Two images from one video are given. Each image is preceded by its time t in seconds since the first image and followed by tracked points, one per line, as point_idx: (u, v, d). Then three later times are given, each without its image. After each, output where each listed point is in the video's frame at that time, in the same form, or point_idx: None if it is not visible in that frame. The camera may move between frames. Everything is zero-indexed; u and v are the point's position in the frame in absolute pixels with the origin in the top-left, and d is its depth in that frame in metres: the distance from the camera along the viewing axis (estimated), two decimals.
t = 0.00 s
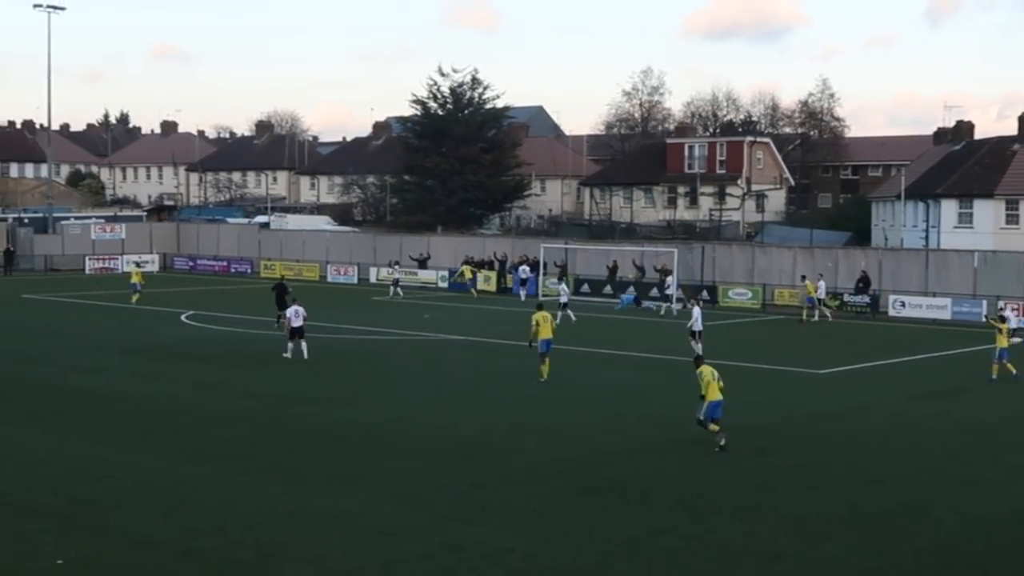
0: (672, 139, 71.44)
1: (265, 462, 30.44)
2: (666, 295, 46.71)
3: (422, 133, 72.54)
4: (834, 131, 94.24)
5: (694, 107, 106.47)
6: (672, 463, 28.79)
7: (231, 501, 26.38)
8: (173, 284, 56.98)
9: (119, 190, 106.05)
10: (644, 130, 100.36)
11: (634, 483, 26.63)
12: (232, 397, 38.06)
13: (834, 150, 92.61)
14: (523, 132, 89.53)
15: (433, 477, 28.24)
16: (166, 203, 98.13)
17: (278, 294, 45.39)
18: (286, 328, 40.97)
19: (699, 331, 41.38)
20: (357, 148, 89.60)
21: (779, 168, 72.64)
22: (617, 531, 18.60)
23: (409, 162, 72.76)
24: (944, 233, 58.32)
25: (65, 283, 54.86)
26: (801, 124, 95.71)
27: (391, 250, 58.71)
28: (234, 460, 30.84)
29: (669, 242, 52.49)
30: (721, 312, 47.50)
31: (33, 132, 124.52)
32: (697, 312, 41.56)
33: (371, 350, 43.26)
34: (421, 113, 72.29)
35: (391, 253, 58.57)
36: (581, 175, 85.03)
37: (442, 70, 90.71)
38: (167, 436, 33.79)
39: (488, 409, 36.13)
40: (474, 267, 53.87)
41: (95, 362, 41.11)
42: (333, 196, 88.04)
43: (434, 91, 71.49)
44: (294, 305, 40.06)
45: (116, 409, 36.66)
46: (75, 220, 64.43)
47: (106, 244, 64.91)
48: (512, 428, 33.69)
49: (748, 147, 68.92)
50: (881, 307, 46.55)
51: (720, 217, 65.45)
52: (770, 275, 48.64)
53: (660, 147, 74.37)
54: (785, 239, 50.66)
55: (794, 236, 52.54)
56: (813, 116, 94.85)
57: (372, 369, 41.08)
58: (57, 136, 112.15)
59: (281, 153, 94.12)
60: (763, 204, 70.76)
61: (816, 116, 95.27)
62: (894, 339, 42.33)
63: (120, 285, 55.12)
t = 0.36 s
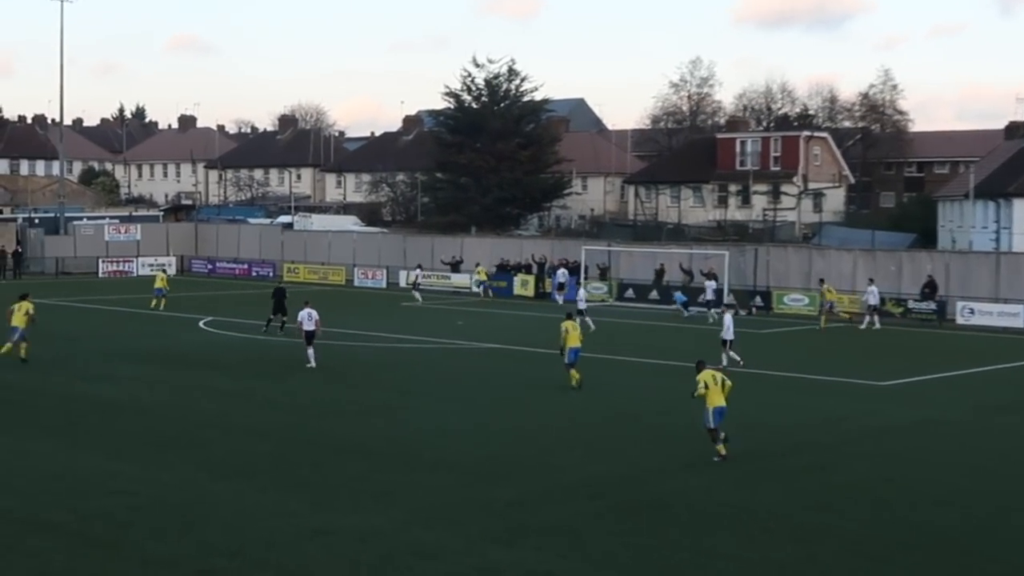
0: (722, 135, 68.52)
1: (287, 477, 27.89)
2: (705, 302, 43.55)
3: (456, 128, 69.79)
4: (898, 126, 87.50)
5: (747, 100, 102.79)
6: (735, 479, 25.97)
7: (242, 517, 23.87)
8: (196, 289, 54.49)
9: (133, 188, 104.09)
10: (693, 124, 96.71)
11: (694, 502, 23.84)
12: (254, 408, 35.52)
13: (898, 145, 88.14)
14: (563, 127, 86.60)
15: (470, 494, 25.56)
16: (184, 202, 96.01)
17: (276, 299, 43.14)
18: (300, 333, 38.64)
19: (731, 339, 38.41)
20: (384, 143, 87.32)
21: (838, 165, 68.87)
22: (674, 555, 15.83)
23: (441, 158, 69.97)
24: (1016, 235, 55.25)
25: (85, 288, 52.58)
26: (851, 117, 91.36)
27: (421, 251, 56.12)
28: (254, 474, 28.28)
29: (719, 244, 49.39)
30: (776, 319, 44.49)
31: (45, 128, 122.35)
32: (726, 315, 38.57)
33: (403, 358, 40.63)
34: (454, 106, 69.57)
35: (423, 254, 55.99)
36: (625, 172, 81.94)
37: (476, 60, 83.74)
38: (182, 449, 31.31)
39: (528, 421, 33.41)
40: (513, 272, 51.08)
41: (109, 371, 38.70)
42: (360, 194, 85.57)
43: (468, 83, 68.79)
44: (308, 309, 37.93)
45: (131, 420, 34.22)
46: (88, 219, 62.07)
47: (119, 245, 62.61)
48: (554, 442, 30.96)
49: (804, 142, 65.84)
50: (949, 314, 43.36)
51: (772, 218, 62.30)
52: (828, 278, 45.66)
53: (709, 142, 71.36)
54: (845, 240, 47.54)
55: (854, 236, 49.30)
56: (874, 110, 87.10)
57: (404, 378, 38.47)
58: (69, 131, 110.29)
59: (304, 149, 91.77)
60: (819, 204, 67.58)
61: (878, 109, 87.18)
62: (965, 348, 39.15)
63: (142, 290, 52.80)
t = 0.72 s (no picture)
0: (774, 125, 65.44)
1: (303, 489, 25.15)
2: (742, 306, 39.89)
3: (485, 116, 66.69)
4: (965, 114, 83.75)
5: (800, 85, 98.87)
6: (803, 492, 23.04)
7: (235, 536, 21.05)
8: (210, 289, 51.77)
9: (137, 180, 100.78)
10: (741, 112, 92.58)
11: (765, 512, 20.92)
12: (269, 418, 32.76)
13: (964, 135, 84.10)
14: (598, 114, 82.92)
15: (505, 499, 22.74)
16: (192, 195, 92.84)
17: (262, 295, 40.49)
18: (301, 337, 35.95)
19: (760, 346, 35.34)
20: (406, 133, 84.38)
21: (899, 156, 65.83)
22: None
23: (467, 148, 66.67)
24: None
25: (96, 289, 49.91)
26: (915, 105, 87.48)
27: (447, 253, 53.30)
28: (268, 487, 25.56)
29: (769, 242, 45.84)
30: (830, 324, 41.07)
31: (43, 115, 118.54)
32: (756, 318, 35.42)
33: (429, 363, 37.75)
34: (482, 93, 66.54)
35: (449, 255, 53.13)
36: (666, 165, 78.86)
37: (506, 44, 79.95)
38: (189, 461, 28.61)
39: (564, 434, 30.49)
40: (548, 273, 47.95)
41: (113, 377, 36.01)
42: (381, 187, 82.46)
43: (497, 68, 65.95)
44: (311, 310, 35.46)
45: (133, 431, 31.51)
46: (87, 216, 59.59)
47: (122, 243, 59.93)
48: (595, 457, 28.02)
49: (862, 132, 62.60)
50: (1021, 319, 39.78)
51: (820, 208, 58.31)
52: (889, 280, 42.10)
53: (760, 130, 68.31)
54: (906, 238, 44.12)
55: (916, 236, 45.62)
56: (939, 96, 84.26)
57: (430, 387, 35.58)
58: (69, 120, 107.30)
59: (320, 138, 88.73)
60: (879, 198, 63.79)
61: (942, 96, 84.42)
62: None
63: (156, 291, 50.12)
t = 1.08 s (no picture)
0: (827, 115, 62.46)
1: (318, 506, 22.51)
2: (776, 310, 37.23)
3: (513, 106, 62.90)
4: None
5: (855, 72, 94.43)
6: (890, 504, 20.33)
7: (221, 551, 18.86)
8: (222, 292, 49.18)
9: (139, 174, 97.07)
10: (791, 101, 84.63)
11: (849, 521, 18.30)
12: (282, 430, 30.16)
13: None
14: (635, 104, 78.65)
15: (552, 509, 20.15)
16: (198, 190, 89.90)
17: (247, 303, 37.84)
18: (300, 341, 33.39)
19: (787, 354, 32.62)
20: (427, 126, 81.54)
21: (962, 149, 62.16)
22: None
23: (494, 140, 63.10)
24: None
25: (103, 291, 47.41)
26: (981, 92, 83.97)
27: (474, 253, 50.76)
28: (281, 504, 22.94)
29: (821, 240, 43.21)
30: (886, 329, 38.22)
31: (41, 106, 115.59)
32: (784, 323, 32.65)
33: (455, 371, 35.06)
34: (511, 80, 62.71)
35: (475, 256, 50.63)
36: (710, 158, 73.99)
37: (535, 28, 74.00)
38: (182, 472, 26.39)
39: (604, 451, 27.76)
40: (581, 275, 45.09)
41: (114, 384, 33.45)
42: (402, 181, 80.26)
43: (527, 53, 62.46)
44: (311, 312, 32.98)
45: (134, 443, 28.93)
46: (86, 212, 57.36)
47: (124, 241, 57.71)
48: (641, 474, 25.31)
49: (921, 122, 59.42)
50: None
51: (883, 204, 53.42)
52: (951, 283, 39.04)
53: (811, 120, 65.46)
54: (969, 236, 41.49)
55: (980, 233, 42.45)
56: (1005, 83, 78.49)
57: (455, 398, 32.88)
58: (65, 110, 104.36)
59: (336, 129, 85.83)
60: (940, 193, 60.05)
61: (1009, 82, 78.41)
62: None
63: (165, 293, 47.57)
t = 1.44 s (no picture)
0: (895, 102, 59.60)
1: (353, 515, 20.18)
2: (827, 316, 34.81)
3: (557, 92, 59.19)
4: None
5: (927, 58, 91.36)
6: (1004, 518, 17.88)
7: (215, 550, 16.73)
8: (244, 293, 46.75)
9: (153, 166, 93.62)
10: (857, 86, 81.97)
11: (969, 549, 15.87)
12: (309, 442, 27.76)
13: None
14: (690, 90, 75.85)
15: (618, 519, 17.80)
16: (218, 183, 86.90)
17: (252, 303, 35.38)
18: (307, 343, 31.05)
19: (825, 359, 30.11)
20: (462, 113, 78.05)
21: None
22: None
23: (535, 129, 59.30)
24: None
25: (119, 292, 45.05)
26: None
27: (513, 251, 48.43)
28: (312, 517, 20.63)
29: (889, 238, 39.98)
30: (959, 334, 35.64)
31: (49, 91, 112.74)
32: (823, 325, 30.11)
33: (493, 376, 32.56)
34: (554, 64, 58.86)
35: (515, 254, 48.28)
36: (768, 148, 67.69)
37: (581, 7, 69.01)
38: (187, 484, 24.32)
39: (663, 468, 25.25)
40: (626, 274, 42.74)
41: (127, 390, 31.06)
42: (436, 172, 76.24)
43: (572, 36, 58.55)
44: (319, 312, 30.62)
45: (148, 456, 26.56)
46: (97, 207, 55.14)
47: (137, 237, 55.74)
48: (706, 492, 22.80)
49: (997, 108, 56.19)
50: None
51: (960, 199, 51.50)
52: None
53: (879, 106, 62.55)
54: None
55: None
56: None
57: (494, 408, 30.40)
58: (77, 98, 101.38)
59: (364, 116, 82.61)
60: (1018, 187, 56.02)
61: None
62: None
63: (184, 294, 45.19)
